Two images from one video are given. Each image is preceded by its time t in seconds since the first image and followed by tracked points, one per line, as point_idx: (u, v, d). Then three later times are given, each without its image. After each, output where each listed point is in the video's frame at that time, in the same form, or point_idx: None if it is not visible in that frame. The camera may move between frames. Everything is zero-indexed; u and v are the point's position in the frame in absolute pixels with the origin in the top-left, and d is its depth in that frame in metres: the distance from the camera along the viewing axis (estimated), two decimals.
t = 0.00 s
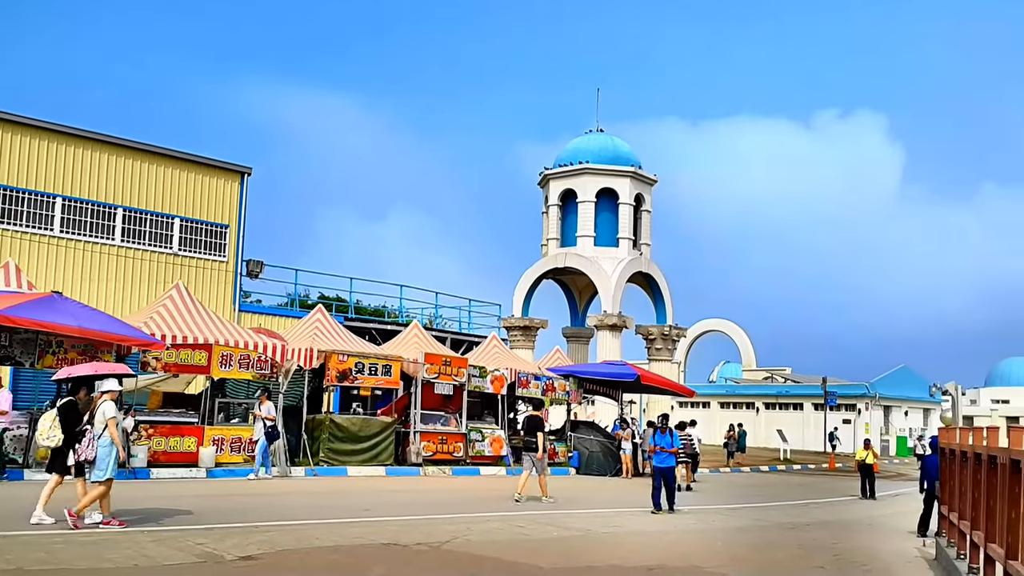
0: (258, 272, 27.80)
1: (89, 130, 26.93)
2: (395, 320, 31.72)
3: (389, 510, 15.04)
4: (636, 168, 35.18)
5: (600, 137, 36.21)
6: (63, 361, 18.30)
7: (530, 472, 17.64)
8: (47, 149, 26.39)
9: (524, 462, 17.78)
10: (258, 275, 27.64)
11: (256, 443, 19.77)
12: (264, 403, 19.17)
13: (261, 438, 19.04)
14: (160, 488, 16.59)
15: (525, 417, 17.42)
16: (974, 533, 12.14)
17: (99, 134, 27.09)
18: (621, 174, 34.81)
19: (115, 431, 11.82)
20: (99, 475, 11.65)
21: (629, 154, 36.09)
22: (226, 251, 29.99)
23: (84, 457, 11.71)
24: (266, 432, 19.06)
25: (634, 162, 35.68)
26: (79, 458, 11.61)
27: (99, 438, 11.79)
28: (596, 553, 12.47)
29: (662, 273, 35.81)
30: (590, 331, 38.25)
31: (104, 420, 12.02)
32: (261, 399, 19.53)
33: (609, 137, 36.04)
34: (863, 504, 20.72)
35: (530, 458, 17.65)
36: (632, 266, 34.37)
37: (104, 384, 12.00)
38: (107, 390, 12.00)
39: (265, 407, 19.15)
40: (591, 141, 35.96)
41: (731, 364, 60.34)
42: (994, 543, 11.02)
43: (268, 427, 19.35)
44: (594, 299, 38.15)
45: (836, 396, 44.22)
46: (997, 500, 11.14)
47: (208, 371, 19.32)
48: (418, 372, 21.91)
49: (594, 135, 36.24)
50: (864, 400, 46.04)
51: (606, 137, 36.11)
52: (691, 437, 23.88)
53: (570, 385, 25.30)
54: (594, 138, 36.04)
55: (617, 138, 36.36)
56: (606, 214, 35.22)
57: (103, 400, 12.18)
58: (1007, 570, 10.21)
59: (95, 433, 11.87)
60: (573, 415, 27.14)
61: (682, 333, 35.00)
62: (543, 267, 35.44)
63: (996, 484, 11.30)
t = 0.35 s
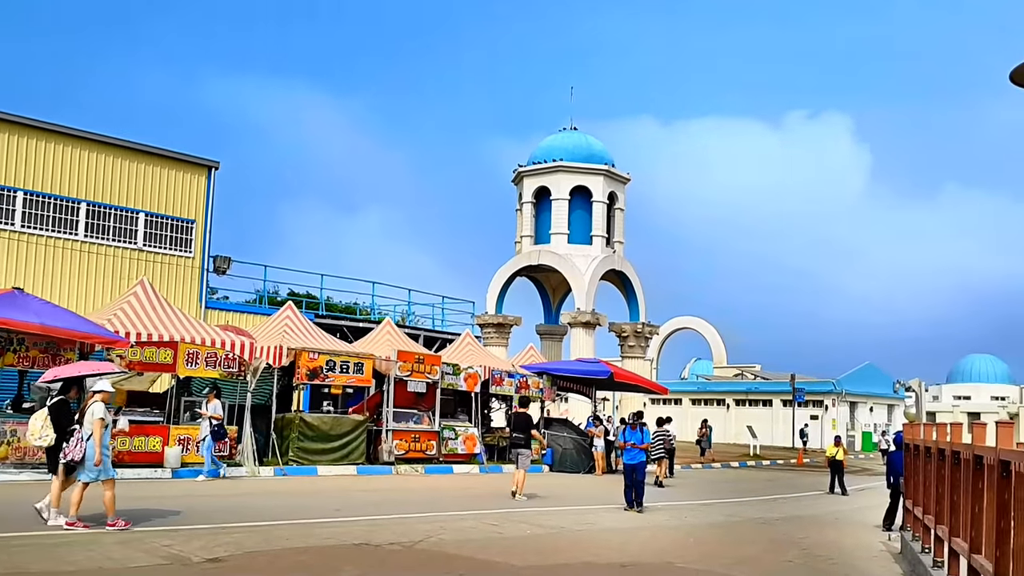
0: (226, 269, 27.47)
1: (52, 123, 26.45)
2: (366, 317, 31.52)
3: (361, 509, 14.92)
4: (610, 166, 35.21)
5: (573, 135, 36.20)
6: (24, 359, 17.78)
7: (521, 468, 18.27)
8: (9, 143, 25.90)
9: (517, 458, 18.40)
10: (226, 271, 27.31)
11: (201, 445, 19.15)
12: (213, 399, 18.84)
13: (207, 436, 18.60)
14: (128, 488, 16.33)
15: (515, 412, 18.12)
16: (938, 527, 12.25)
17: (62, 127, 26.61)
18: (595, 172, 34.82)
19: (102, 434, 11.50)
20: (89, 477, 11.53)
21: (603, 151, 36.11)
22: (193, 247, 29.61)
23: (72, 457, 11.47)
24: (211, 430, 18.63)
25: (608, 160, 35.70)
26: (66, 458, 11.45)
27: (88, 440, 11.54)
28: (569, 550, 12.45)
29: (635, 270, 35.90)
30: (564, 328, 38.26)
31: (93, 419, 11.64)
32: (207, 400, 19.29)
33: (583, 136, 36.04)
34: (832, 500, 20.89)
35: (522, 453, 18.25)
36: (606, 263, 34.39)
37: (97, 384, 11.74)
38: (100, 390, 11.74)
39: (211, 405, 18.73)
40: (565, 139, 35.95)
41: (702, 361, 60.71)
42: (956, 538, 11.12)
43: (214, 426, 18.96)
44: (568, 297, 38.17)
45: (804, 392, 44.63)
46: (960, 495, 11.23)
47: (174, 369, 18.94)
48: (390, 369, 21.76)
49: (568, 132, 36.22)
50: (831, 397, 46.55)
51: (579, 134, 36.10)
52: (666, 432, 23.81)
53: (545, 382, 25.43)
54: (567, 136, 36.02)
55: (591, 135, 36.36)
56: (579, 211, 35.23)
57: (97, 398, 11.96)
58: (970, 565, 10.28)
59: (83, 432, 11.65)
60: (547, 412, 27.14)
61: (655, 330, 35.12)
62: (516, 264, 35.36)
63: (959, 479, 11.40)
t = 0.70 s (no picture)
0: (190, 265, 27.14)
1: (10, 116, 25.98)
2: (332, 314, 31.30)
3: (328, 508, 14.81)
4: (578, 164, 35.28)
5: (542, 133, 36.20)
6: None
7: (497, 467, 18.87)
8: None
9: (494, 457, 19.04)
10: (189, 267, 26.99)
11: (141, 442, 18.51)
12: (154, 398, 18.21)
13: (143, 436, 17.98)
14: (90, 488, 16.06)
15: (492, 411, 18.79)
16: (900, 522, 12.36)
17: (22, 119, 26.14)
18: (563, 170, 34.86)
19: (101, 432, 11.81)
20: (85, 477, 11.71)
21: (571, 150, 36.16)
22: (155, 242, 29.23)
23: (70, 456, 11.67)
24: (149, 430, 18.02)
25: (576, 159, 35.76)
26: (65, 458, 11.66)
27: (85, 439, 11.80)
28: (538, 548, 12.45)
29: (603, 268, 36.00)
30: (532, 326, 38.27)
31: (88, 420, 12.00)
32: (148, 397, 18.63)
33: (551, 134, 36.07)
34: (797, 496, 21.07)
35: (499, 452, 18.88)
36: (575, 261, 34.43)
37: (89, 383, 12.07)
38: (92, 389, 12.08)
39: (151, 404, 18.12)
40: (533, 137, 35.94)
41: (669, 359, 61.05)
42: (919, 533, 11.22)
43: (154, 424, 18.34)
44: (536, 295, 38.19)
45: (769, 390, 45.03)
46: (923, 490, 11.34)
47: (137, 367, 18.64)
48: (358, 367, 21.63)
49: (536, 130, 36.22)
50: (795, 394, 47.05)
51: (548, 132, 36.10)
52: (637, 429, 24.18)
53: (512, 379, 25.34)
54: (536, 134, 36.01)
55: (559, 134, 36.38)
56: (548, 210, 35.25)
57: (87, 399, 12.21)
58: (932, 561, 10.38)
59: (79, 433, 11.89)
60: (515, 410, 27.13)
61: (622, 328, 35.23)
62: (485, 262, 35.32)
63: (922, 475, 11.52)
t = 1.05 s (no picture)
0: (154, 262, 26.77)
1: None
2: (299, 312, 31.05)
3: (295, 509, 14.66)
4: (547, 163, 35.27)
5: (511, 131, 36.12)
6: None
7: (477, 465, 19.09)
8: None
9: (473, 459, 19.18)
10: (154, 264, 26.63)
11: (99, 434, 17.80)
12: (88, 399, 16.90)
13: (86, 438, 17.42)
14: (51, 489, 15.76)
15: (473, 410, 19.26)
16: (867, 520, 12.42)
17: None
18: (533, 168, 34.83)
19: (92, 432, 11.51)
20: (70, 477, 11.50)
21: (540, 148, 36.12)
22: (119, 239, 28.82)
23: (57, 456, 11.56)
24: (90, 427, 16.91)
25: (545, 157, 35.74)
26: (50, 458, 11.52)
27: (74, 439, 11.61)
28: (507, 546, 12.39)
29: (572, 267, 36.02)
30: (501, 324, 38.21)
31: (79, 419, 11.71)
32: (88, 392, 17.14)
33: (521, 132, 36.03)
34: (764, 493, 21.19)
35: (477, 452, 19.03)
36: (544, 260, 34.40)
37: (80, 384, 11.80)
38: (83, 390, 11.81)
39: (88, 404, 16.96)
40: (503, 134, 35.85)
41: (638, 358, 61.27)
42: (885, 530, 11.28)
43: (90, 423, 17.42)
44: (505, 293, 38.13)
45: (736, 388, 45.31)
46: (889, 487, 11.41)
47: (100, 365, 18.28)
48: (325, 366, 21.42)
49: (506, 128, 36.14)
50: (762, 393, 47.39)
51: (517, 130, 36.04)
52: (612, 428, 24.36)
53: (482, 377, 25.15)
54: (505, 131, 35.93)
55: (529, 132, 36.33)
56: (517, 208, 35.18)
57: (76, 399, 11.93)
58: (898, 557, 10.44)
59: (69, 433, 11.68)
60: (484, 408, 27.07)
61: (591, 326, 35.27)
62: (454, 260, 35.21)
63: (888, 472, 11.59)
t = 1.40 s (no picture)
0: (112, 260, 26.34)
1: None
2: (260, 311, 30.72)
3: (258, 510, 14.49)
4: (512, 162, 35.21)
5: (476, 129, 36.02)
6: None
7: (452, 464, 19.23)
8: None
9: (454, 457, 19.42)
10: (111, 262, 26.20)
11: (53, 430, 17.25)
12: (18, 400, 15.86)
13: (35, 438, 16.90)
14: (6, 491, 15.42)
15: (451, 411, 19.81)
16: (828, 517, 12.50)
17: None
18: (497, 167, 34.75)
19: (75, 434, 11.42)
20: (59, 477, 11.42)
21: (505, 147, 36.05)
22: (76, 237, 28.34)
23: (43, 457, 11.44)
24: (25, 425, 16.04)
25: (510, 156, 35.69)
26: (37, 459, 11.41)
27: (59, 439, 11.48)
28: (471, 546, 12.34)
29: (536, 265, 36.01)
30: (465, 323, 38.11)
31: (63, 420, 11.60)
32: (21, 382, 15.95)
33: (485, 130, 35.94)
34: (727, 491, 21.32)
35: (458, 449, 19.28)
36: (508, 258, 34.35)
37: (66, 384, 11.67)
38: (69, 390, 11.69)
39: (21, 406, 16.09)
40: (467, 133, 35.74)
41: (602, 357, 61.43)
42: (846, 527, 11.37)
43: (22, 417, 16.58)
44: (469, 292, 38.04)
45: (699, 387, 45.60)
46: (850, 485, 11.50)
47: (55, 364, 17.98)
48: (287, 365, 21.17)
49: (470, 127, 36.04)
50: (725, 391, 47.66)
51: (481, 129, 35.93)
52: (584, 428, 24.62)
53: (445, 377, 25.13)
54: (469, 130, 35.82)
55: (493, 130, 36.25)
56: (482, 206, 35.09)
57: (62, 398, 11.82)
58: (860, 554, 10.52)
59: (54, 432, 11.55)
60: (447, 407, 26.96)
61: (556, 325, 35.29)
62: (417, 259, 35.06)
63: (849, 470, 11.69)
